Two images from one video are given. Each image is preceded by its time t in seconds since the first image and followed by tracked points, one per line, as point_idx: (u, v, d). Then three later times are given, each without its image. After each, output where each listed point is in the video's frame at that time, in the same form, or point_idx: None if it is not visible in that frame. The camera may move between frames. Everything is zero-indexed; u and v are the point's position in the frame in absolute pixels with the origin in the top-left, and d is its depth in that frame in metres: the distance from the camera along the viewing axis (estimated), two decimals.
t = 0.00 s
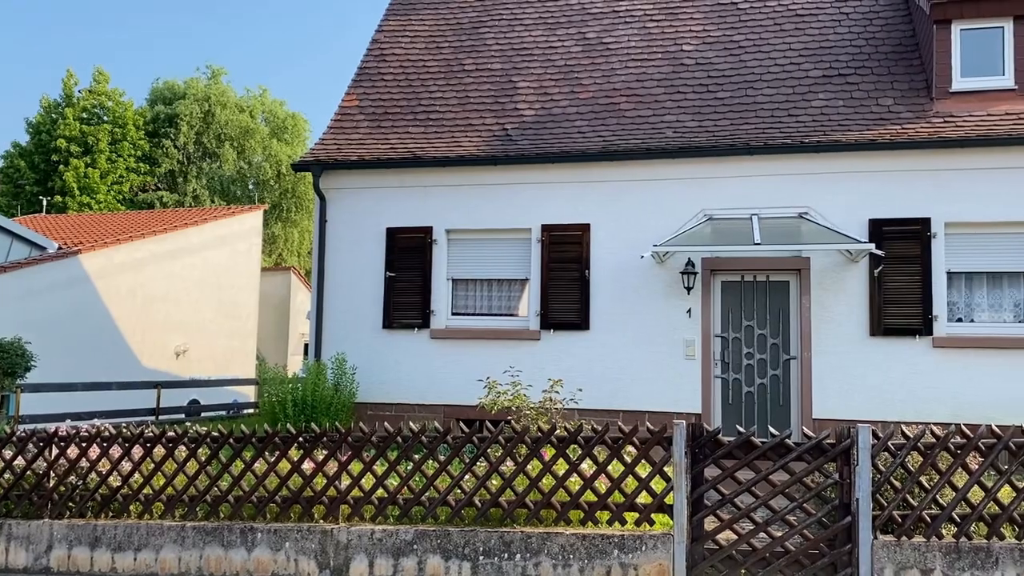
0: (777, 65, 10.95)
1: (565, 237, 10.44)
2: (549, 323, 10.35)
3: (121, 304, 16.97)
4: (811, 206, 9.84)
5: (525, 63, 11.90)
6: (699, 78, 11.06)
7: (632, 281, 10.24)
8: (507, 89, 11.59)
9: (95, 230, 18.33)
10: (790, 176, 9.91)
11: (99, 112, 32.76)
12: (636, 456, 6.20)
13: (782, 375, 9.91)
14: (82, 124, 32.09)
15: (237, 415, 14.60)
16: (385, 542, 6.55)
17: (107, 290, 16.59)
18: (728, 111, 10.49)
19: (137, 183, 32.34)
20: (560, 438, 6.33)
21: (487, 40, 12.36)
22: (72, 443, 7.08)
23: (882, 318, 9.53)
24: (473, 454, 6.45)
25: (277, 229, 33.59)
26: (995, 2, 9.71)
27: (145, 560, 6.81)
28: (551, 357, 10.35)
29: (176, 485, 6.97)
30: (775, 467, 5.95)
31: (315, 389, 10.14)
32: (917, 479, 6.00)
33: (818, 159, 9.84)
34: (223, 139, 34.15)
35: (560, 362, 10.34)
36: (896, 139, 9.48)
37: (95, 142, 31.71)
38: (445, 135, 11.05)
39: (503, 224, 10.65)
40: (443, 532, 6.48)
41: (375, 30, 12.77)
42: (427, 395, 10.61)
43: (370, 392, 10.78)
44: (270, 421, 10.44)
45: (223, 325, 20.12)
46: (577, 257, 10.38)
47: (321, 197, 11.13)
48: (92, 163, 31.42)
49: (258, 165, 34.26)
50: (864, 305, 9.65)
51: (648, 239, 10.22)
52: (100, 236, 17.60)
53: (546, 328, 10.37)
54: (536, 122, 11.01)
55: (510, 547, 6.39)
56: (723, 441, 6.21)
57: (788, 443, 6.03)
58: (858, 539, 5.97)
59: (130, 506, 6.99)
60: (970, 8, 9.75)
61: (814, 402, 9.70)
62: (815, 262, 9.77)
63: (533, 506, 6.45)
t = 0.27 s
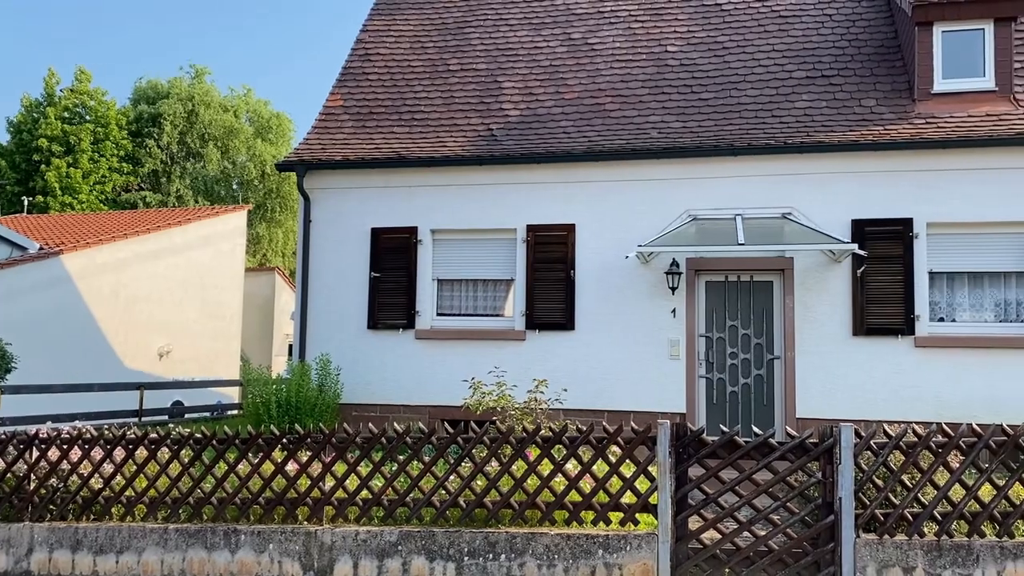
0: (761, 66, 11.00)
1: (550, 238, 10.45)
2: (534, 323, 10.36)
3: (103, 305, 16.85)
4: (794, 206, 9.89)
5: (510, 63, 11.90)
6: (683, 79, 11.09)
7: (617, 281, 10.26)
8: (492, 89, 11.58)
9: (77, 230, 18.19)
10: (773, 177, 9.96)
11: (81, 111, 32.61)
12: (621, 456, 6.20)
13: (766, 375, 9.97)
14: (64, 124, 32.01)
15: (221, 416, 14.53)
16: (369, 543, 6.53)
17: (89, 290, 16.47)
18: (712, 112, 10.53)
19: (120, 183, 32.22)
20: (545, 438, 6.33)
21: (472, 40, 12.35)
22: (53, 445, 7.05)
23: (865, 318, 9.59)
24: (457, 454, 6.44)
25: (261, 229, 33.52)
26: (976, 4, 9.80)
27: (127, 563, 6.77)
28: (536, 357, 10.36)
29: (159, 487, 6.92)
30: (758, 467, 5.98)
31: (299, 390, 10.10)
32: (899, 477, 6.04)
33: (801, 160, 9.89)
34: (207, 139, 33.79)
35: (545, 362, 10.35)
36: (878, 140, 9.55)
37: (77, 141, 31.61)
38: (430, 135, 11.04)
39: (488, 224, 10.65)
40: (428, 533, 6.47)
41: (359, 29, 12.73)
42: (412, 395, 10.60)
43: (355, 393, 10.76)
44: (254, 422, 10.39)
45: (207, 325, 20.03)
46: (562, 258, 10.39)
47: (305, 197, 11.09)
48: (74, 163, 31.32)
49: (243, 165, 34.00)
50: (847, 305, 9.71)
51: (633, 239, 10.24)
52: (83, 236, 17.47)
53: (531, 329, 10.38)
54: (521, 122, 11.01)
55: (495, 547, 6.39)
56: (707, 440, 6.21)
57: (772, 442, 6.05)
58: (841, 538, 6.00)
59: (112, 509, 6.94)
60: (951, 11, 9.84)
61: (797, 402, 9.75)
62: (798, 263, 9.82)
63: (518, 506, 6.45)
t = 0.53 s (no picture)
0: (745, 67, 11.04)
1: (536, 238, 10.45)
2: (520, 323, 10.36)
3: (87, 306, 16.74)
4: (778, 206, 9.94)
5: (495, 63, 11.90)
6: (668, 80, 11.12)
7: (603, 281, 10.28)
8: (478, 89, 11.58)
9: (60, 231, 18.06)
10: (758, 177, 10.00)
11: (64, 111, 32.43)
12: (606, 455, 6.21)
13: (750, 374, 10.02)
14: (46, 123, 31.78)
15: (205, 417, 14.46)
16: (354, 544, 6.51)
17: (72, 290, 16.34)
18: (697, 112, 10.57)
19: (104, 183, 31.98)
20: (530, 438, 6.32)
21: (458, 40, 12.34)
22: (34, 447, 7.04)
23: (849, 317, 9.65)
24: (443, 455, 6.43)
25: (246, 229, 33.43)
26: (957, 6, 9.88)
27: (109, 565, 6.72)
28: (521, 357, 10.36)
29: (141, 489, 6.87)
30: (742, 466, 6.00)
31: (285, 391, 10.02)
32: (882, 476, 6.05)
33: (785, 160, 9.94)
34: (191, 138, 33.68)
35: (530, 362, 10.36)
36: (862, 140, 9.61)
37: (60, 141, 31.38)
38: (416, 134, 11.02)
39: (474, 224, 10.65)
40: (413, 534, 6.46)
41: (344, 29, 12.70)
42: (397, 395, 10.58)
43: (340, 393, 10.73)
44: (238, 423, 10.32)
45: (192, 326, 19.94)
46: (548, 258, 10.40)
47: (290, 197, 11.05)
48: (57, 163, 30.96)
49: (227, 165, 33.88)
50: (831, 305, 9.77)
51: (618, 239, 10.27)
52: (65, 236, 17.35)
53: (517, 329, 10.39)
54: (506, 122, 11.01)
55: (480, 548, 6.38)
56: (691, 440, 6.23)
57: (756, 441, 6.07)
58: (825, 536, 6.02)
59: (94, 511, 6.88)
60: (933, 12, 9.92)
61: (781, 401, 9.81)
62: (782, 262, 9.87)
63: (504, 506, 6.45)
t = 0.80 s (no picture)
0: (731, 68, 11.08)
1: (522, 238, 10.46)
2: (507, 323, 10.36)
3: (70, 306, 16.61)
4: (763, 207, 9.99)
5: (481, 63, 11.89)
6: (654, 80, 11.15)
7: (589, 281, 10.29)
8: (464, 89, 11.57)
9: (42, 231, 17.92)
10: (742, 177, 10.04)
11: (47, 110, 32.13)
12: (592, 455, 6.21)
13: (736, 374, 10.06)
14: (28, 122, 31.48)
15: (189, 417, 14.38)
16: (340, 545, 6.49)
17: (55, 291, 16.21)
18: (683, 112, 10.60)
19: (87, 182, 31.78)
20: (516, 438, 6.31)
21: (444, 40, 12.33)
22: (16, 449, 6.96)
23: (833, 317, 9.70)
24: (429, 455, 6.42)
25: (231, 229, 33.28)
26: (940, 7, 9.95)
27: (92, 567, 6.68)
28: (508, 357, 10.37)
29: (125, 491, 6.82)
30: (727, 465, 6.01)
31: (270, 392, 10.00)
32: (867, 475, 6.07)
33: (770, 161, 9.99)
34: (176, 138, 33.60)
35: (517, 362, 10.36)
36: (846, 141, 9.66)
37: (42, 140, 31.11)
38: (402, 134, 11.00)
39: (460, 224, 10.64)
40: (399, 535, 6.45)
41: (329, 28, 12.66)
42: (383, 396, 10.57)
43: (326, 394, 10.70)
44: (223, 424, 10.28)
45: (177, 326, 19.83)
46: (534, 258, 10.41)
47: (275, 197, 11.01)
48: (39, 163, 30.79)
49: (212, 164, 33.71)
50: (815, 304, 9.82)
51: (605, 239, 10.28)
52: (47, 236, 17.22)
53: (504, 329, 10.39)
54: (493, 122, 11.01)
55: (466, 548, 6.38)
56: (677, 439, 6.23)
57: (741, 441, 6.09)
58: (809, 534, 6.07)
59: (77, 513, 6.83)
60: (916, 14, 9.99)
61: (767, 400, 9.85)
62: (767, 262, 9.92)
63: (490, 507, 6.44)
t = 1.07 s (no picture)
0: (717, 68, 11.12)
1: (509, 238, 10.46)
2: (493, 323, 10.36)
3: (53, 307, 16.47)
4: (748, 207, 10.03)
5: (468, 62, 11.89)
6: (640, 80, 11.17)
7: (576, 280, 10.31)
8: (451, 88, 11.56)
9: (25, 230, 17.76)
10: (728, 177, 10.08)
11: (30, 108, 31.53)
12: (579, 455, 6.22)
13: (721, 373, 10.09)
14: (11, 121, 31.01)
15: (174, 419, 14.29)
16: (325, 546, 6.47)
17: (38, 291, 16.07)
18: (669, 112, 10.63)
19: (71, 181, 31.51)
20: (503, 438, 6.31)
21: (430, 39, 12.31)
22: None
23: (818, 316, 9.76)
24: (415, 455, 6.41)
25: (217, 229, 33.12)
26: (924, 9, 10.02)
27: (76, 569, 6.63)
28: (494, 357, 10.36)
29: (109, 492, 6.77)
30: (713, 464, 6.03)
31: (255, 393, 9.95)
32: (851, 472, 6.12)
33: (756, 161, 10.03)
34: (161, 137, 33.33)
35: (503, 362, 10.36)
36: (830, 141, 9.71)
37: (25, 138, 30.58)
38: (388, 134, 10.98)
39: (446, 224, 10.63)
40: (385, 535, 6.43)
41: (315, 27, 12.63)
42: (370, 396, 10.54)
43: (312, 394, 10.67)
44: (208, 425, 10.22)
45: (161, 327, 19.72)
46: (521, 258, 10.41)
47: (261, 196, 10.96)
48: (22, 162, 30.26)
49: (197, 164, 33.54)
50: (800, 304, 9.87)
51: (591, 239, 10.30)
52: (30, 236, 17.06)
53: (490, 329, 10.39)
54: (479, 122, 11.01)
55: (453, 548, 6.36)
56: (664, 438, 6.25)
57: (727, 440, 6.11)
58: (794, 533, 6.09)
59: (60, 515, 6.78)
60: (900, 15, 10.06)
61: (753, 399, 9.89)
62: (752, 262, 9.96)
63: (476, 506, 6.44)
